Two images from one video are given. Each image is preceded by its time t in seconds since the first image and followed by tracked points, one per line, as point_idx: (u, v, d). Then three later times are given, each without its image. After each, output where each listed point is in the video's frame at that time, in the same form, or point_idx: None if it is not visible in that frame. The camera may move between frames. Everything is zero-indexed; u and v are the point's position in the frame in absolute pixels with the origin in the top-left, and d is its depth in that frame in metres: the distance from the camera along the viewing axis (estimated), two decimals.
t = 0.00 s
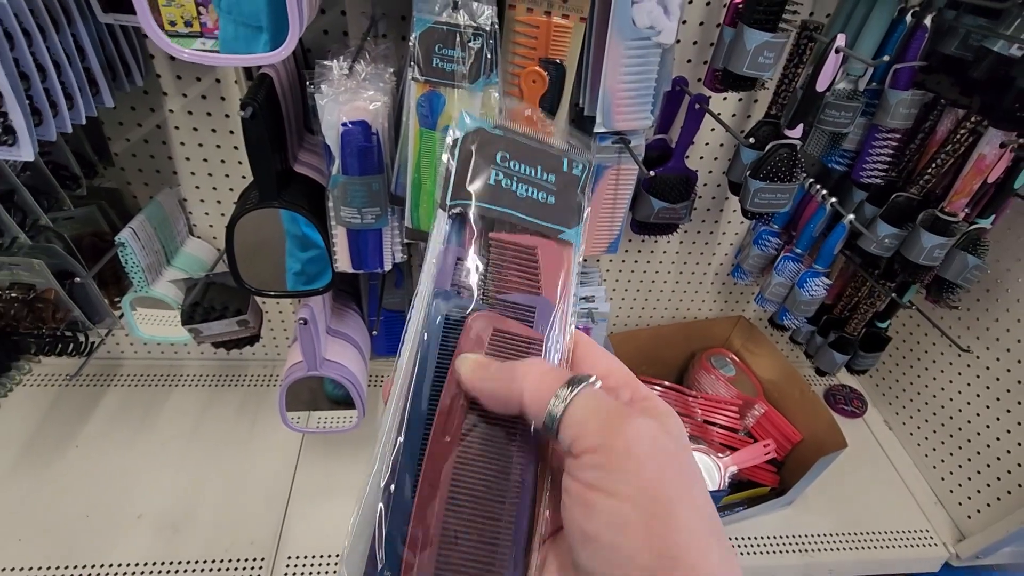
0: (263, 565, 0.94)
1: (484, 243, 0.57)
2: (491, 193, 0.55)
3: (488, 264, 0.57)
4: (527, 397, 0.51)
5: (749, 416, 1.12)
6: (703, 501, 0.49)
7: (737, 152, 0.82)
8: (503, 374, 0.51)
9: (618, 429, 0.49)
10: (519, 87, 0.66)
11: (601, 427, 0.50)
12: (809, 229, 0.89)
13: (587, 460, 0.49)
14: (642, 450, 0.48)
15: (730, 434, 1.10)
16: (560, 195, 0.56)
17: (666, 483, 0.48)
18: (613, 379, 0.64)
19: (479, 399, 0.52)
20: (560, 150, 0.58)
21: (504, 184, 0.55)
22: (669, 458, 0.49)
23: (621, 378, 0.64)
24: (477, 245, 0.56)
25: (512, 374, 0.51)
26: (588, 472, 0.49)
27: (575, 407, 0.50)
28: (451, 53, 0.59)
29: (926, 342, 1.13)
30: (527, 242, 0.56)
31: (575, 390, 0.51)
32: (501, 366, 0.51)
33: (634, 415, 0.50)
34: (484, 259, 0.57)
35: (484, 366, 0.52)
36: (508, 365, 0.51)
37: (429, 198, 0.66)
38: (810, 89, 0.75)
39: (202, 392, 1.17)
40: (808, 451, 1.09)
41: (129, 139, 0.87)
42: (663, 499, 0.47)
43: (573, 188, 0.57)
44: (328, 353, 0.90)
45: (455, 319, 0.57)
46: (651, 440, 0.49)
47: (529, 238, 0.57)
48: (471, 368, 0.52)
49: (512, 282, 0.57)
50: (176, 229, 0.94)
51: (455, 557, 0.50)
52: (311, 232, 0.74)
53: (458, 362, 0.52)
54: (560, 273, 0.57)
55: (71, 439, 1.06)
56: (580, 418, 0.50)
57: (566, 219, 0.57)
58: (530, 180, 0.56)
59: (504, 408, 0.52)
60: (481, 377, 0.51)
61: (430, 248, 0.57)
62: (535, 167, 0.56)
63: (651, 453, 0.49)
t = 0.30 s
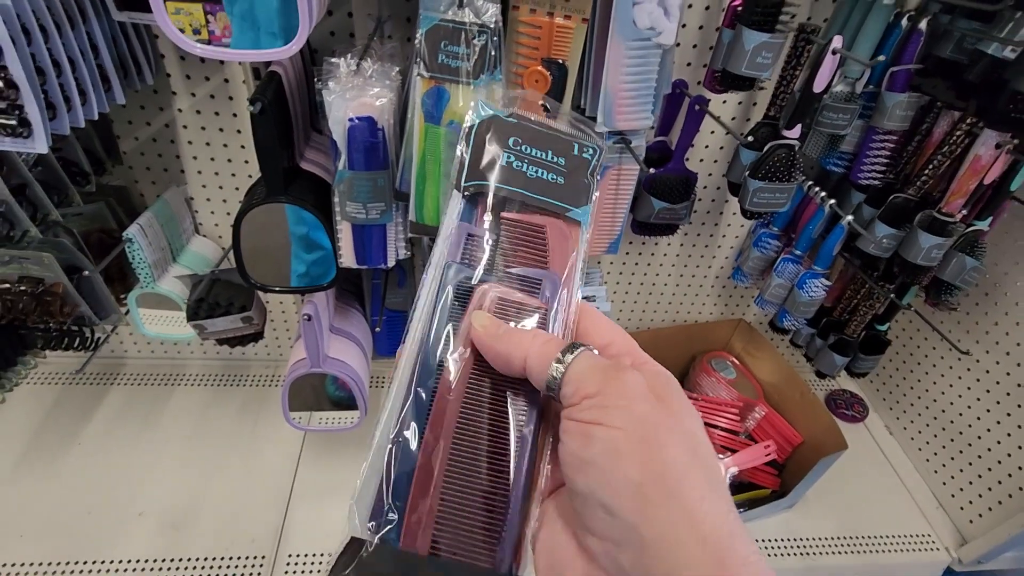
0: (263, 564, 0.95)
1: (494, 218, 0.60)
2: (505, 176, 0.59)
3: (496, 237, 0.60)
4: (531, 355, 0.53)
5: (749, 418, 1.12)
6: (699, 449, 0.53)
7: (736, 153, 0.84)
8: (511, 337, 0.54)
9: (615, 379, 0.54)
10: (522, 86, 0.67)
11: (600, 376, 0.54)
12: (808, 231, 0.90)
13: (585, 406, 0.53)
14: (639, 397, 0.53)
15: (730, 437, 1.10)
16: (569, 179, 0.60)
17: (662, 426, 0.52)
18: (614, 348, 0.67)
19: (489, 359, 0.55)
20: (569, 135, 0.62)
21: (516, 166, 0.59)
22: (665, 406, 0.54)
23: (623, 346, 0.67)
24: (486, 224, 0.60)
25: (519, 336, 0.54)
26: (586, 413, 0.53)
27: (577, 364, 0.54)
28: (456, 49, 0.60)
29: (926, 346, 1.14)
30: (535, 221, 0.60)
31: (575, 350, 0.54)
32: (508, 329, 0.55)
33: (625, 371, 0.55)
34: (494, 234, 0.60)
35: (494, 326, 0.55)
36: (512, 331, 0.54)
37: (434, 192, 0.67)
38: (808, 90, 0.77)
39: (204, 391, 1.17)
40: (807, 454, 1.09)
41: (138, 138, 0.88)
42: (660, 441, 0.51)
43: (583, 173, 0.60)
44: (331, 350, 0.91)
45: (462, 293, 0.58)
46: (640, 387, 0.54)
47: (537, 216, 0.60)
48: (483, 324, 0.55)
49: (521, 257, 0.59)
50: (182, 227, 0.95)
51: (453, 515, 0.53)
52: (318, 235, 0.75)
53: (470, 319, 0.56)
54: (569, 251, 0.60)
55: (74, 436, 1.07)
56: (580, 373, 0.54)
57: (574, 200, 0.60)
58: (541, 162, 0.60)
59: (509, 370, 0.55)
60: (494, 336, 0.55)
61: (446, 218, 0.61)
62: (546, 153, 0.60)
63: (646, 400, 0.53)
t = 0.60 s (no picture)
0: (260, 570, 0.95)
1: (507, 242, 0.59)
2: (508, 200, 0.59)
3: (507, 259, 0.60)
4: (525, 356, 0.55)
5: (744, 427, 1.14)
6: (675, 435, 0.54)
7: (728, 167, 0.87)
8: (515, 334, 0.56)
9: (600, 376, 0.56)
10: (519, 102, 0.69)
11: (586, 372, 0.56)
12: (800, 242, 0.92)
13: (571, 400, 0.55)
14: (618, 386, 0.55)
15: (726, 445, 1.11)
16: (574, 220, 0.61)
17: (638, 411, 0.54)
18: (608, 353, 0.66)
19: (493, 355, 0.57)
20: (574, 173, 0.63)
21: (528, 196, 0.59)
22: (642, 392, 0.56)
23: (617, 352, 0.67)
24: (502, 246, 0.60)
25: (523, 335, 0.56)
26: (569, 405, 0.55)
27: (566, 365, 0.55)
28: (455, 67, 0.62)
29: (919, 356, 1.15)
30: (542, 245, 0.60)
31: (563, 353, 0.56)
32: (512, 327, 0.56)
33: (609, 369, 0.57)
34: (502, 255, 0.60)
35: (503, 318, 0.57)
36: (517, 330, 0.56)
37: (434, 204, 0.69)
38: (796, 106, 0.79)
39: (205, 400, 1.18)
40: (801, 462, 1.10)
41: (144, 150, 0.90)
42: (635, 425, 0.53)
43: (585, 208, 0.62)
44: (332, 359, 0.92)
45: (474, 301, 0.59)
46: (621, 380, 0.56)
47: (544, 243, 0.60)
48: (492, 313, 0.57)
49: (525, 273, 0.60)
50: (186, 237, 0.97)
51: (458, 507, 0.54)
52: (323, 240, 0.75)
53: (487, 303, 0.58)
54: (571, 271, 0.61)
55: (74, 444, 1.08)
56: (567, 372, 0.55)
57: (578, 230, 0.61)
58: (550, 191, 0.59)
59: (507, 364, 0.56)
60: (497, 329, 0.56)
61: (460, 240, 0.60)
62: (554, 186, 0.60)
63: (625, 388, 0.56)
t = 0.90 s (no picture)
0: None
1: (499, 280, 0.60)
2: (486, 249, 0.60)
3: (500, 299, 0.60)
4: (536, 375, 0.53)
5: (744, 439, 1.14)
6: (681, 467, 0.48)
7: (728, 181, 0.87)
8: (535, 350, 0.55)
9: (606, 407, 0.50)
10: (521, 117, 0.70)
11: (591, 404, 0.50)
12: (799, 256, 0.93)
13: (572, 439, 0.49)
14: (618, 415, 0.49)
15: (726, 458, 1.11)
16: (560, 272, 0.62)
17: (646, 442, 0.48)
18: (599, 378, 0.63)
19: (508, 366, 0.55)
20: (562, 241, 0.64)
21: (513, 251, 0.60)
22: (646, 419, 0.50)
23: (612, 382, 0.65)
24: (492, 293, 0.60)
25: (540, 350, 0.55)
26: (575, 438, 0.49)
27: (574, 393, 0.51)
28: (459, 84, 0.62)
29: (916, 368, 1.15)
30: (534, 293, 0.60)
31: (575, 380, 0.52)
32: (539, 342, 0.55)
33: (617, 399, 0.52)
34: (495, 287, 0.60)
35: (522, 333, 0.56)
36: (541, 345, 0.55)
37: (436, 219, 0.69)
38: (795, 121, 0.80)
39: (201, 413, 1.17)
40: (801, 475, 1.10)
41: (143, 163, 0.90)
42: (642, 455, 0.47)
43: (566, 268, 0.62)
44: (331, 372, 0.92)
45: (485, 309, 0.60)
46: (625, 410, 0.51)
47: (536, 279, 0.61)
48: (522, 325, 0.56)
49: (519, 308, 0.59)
50: (184, 249, 0.96)
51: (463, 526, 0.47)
52: (321, 252, 0.75)
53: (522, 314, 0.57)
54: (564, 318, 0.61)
55: (69, 458, 1.07)
56: (575, 402, 0.50)
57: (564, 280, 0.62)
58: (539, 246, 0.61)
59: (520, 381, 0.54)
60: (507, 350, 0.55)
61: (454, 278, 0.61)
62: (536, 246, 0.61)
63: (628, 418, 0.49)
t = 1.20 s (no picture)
0: None
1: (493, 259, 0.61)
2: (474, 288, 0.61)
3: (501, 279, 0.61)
4: (479, 416, 0.54)
5: (734, 443, 1.14)
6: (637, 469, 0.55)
7: (714, 186, 0.88)
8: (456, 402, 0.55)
9: (557, 417, 0.55)
10: (508, 122, 0.71)
11: (541, 417, 0.55)
12: (785, 260, 0.93)
13: (536, 448, 0.54)
14: (576, 425, 0.55)
15: (716, 462, 1.11)
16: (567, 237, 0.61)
17: (606, 453, 0.54)
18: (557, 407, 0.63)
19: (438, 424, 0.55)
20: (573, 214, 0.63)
21: (522, 228, 0.60)
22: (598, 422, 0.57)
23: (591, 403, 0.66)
24: (496, 269, 0.61)
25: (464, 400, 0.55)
26: (536, 453, 0.54)
27: (522, 413, 0.54)
28: (445, 90, 0.63)
29: (903, 371, 1.16)
30: (530, 267, 0.60)
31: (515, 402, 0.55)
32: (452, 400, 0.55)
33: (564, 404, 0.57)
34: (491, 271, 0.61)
35: (437, 395, 0.56)
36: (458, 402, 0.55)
37: (423, 223, 0.69)
38: (780, 128, 0.81)
39: (191, 419, 1.17)
40: (791, 478, 1.11)
41: (133, 169, 0.90)
42: (604, 463, 0.54)
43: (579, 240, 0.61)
44: (320, 377, 0.92)
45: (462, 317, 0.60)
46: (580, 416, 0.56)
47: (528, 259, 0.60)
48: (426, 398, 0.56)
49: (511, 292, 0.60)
50: (174, 255, 0.96)
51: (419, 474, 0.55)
52: (310, 257, 0.76)
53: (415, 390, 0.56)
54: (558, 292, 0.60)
55: (57, 465, 1.06)
56: (523, 419, 0.54)
57: (571, 253, 0.60)
58: (547, 221, 0.61)
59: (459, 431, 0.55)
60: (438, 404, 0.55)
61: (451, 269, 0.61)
62: (550, 217, 0.61)
63: (582, 428, 0.55)
